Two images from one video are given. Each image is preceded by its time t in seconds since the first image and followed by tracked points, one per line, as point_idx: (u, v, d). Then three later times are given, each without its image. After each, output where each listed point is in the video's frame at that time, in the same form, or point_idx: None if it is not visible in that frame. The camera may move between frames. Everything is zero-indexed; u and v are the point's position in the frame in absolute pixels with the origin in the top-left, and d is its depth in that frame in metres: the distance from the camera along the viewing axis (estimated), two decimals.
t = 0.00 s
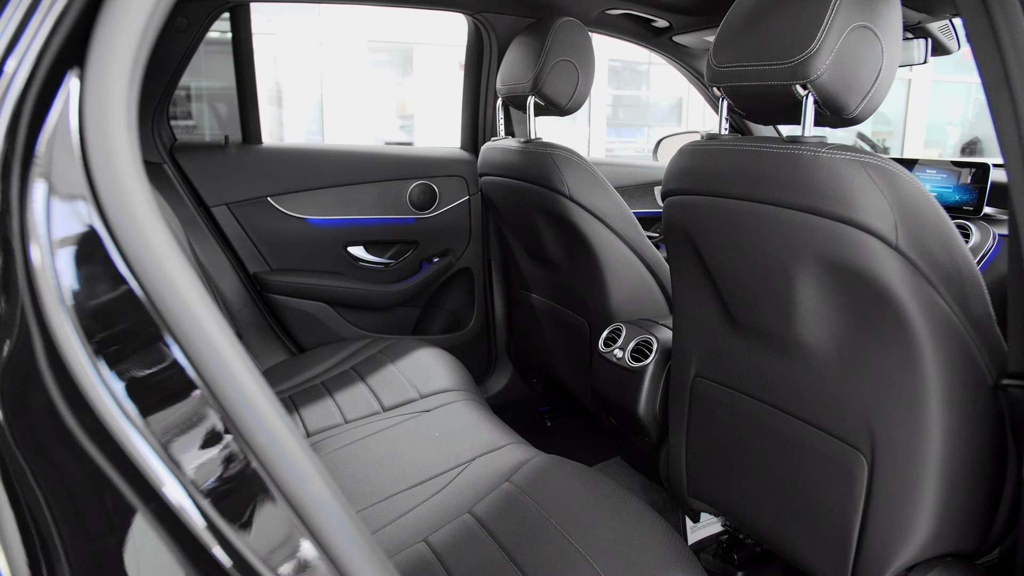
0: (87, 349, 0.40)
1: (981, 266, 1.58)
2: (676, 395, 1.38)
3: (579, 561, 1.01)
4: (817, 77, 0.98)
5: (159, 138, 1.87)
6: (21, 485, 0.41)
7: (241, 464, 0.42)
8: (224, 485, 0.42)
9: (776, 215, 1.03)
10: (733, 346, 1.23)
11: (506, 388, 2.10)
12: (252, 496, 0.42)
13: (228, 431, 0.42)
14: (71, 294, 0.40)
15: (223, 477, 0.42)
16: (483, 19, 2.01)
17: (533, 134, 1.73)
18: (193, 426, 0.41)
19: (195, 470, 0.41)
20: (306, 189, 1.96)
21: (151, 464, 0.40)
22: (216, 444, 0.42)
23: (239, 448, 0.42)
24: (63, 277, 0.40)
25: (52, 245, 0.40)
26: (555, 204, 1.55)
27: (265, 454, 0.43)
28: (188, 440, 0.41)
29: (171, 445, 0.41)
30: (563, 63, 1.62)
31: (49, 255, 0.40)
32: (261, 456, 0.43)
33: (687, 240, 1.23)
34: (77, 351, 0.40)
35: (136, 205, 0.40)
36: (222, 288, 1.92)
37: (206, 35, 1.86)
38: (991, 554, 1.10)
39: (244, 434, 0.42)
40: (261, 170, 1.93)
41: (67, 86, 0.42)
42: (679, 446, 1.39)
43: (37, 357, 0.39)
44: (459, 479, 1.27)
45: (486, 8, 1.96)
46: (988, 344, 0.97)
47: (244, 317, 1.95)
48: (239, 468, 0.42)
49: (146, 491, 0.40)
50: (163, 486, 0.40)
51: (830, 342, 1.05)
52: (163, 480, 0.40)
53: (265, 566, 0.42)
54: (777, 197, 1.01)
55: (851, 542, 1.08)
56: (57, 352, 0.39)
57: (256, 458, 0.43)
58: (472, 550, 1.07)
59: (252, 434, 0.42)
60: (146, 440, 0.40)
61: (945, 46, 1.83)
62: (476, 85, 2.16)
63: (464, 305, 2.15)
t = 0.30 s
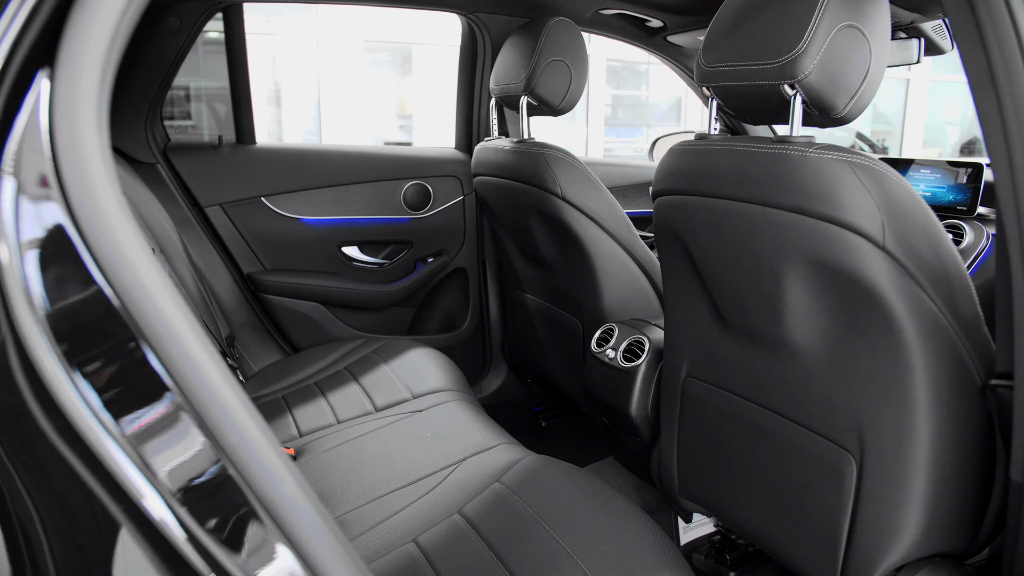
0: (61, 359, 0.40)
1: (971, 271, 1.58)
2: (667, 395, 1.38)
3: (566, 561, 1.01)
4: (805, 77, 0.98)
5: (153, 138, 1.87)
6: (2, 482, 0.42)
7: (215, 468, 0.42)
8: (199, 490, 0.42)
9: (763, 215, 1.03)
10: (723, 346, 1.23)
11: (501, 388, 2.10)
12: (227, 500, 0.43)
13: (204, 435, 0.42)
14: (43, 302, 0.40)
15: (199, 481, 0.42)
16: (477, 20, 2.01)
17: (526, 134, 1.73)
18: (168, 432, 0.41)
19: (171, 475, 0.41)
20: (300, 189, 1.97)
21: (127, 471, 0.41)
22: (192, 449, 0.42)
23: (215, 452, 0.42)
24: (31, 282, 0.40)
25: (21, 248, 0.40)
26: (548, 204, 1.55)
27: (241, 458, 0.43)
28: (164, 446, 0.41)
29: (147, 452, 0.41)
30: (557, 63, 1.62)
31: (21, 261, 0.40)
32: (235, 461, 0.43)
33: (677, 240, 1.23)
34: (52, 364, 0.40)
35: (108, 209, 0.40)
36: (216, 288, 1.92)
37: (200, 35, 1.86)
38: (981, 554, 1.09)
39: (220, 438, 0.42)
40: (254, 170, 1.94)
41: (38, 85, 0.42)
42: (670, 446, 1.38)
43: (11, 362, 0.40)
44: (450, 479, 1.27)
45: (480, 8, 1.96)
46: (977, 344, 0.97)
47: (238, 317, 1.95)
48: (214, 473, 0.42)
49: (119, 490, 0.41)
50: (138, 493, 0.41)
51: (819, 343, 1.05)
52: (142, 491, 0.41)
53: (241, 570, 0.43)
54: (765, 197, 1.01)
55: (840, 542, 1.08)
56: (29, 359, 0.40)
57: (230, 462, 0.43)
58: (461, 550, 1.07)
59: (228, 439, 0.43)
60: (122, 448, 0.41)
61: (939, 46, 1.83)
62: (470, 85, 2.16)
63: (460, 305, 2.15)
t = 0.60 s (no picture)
0: (30, 372, 0.41)
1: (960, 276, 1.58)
2: (658, 395, 1.38)
3: (552, 561, 1.01)
4: (791, 76, 0.98)
5: (145, 138, 1.87)
6: None
7: (186, 470, 0.42)
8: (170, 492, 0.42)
9: (750, 216, 1.03)
10: (713, 346, 1.22)
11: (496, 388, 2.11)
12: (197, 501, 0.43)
13: (174, 437, 0.42)
14: (12, 313, 0.40)
15: (169, 484, 0.42)
16: (470, 20, 2.02)
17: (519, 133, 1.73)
18: (138, 435, 0.41)
19: (142, 479, 0.42)
20: (293, 190, 1.97)
21: (100, 478, 0.41)
22: (163, 452, 0.42)
23: (185, 453, 0.42)
24: None
25: None
26: (539, 204, 1.55)
27: (211, 458, 0.43)
28: (135, 449, 0.41)
29: (118, 457, 0.41)
30: (549, 63, 1.62)
31: None
32: (205, 461, 0.43)
33: (666, 240, 1.23)
34: (27, 384, 0.40)
35: (76, 211, 0.40)
36: (209, 289, 1.92)
37: (191, 36, 1.86)
38: (970, 555, 1.09)
39: (190, 440, 0.42)
40: (248, 171, 1.94)
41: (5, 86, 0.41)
42: (661, 446, 1.38)
43: None
44: (439, 479, 1.27)
45: (473, 8, 1.96)
46: (964, 344, 0.97)
47: (231, 318, 1.95)
48: (185, 474, 0.42)
49: (86, 490, 0.41)
50: (113, 502, 0.41)
51: (806, 343, 1.05)
52: (123, 509, 0.41)
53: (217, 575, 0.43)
54: (752, 197, 1.01)
55: (828, 543, 1.08)
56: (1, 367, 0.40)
57: (200, 463, 0.43)
58: (449, 550, 1.07)
59: (197, 440, 0.43)
60: (95, 456, 0.41)
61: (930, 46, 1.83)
62: (464, 85, 2.16)
63: (454, 305, 2.14)
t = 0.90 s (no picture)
0: None
1: (947, 282, 1.58)
2: (647, 396, 1.37)
3: (537, 562, 1.01)
4: (775, 76, 0.98)
5: (137, 139, 1.87)
6: None
7: (151, 471, 0.43)
8: (135, 496, 0.42)
9: (735, 216, 1.03)
10: (700, 347, 1.22)
11: (489, 388, 2.11)
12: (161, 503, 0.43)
13: (139, 440, 0.42)
14: None
15: (135, 487, 0.42)
16: (461, 20, 2.02)
17: (510, 134, 1.73)
18: (103, 440, 0.41)
19: (108, 484, 0.42)
20: (285, 191, 1.98)
21: (67, 486, 0.41)
22: (128, 457, 0.42)
23: (149, 455, 0.43)
24: None
25: None
26: (529, 205, 1.55)
27: (176, 459, 0.43)
28: (100, 454, 0.41)
29: (85, 463, 0.41)
30: (539, 64, 1.62)
31: None
32: (170, 463, 0.43)
33: (653, 241, 1.23)
34: None
35: (39, 214, 0.40)
36: (201, 289, 1.93)
37: (183, 35, 1.86)
38: (956, 555, 1.09)
39: (154, 441, 0.43)
40: (239, 172, 1.94)
41: None
42: (650, 447, 1.38)
43: None
44: (427, 480, 1.27)
45: (463, 9, 1.97)
46: (948, 344, 0.97)
47: (223, 318, 1.95)
48: (150, 477, 0.43)
49: (49, 494, 0.41)
50: (90, 520, 0.41)
51: (792, 343, 1.05)
52: (100, 527, 0.42)
53: None
54: (737, 197, 1.01)
55: (814, 543, 1.07)
56: None
57: (165, 465, 0.43)
58: (434, 550, 1.07)
59: (162, 441, 0.43)
60: (62, 464, 0.41)
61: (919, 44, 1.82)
62: (455, 85, 2.16)
63: (447, 305, 2.14)
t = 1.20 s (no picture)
0: None
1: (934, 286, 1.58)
2: (635, 396, 1.37)
3: (521, 562, 1.01)
4: (758, 76, 0.98)
5: (128, 140, 1.87)
6: None
7: (116, 474, 0.44)
8: (101, 499, 0.43)
9: (719, 216, 1.02)
10: (687, 347, 1.22)
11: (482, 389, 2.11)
12: (127, 503, 0.44)
13: (103, 443, 0.44)
14: None
15: (100, 490, 0.43)
16: (453, 20, 2.03)
17: (500, 134, 1.73)
18: (67, 444, 0.43)
19: (73, 489, 0.43)
20: (277, 191, 1.98)
21: (33, 492, 0.42)
22: (92, 461, 0.43)
23: (113, 457, 0.44)
24: None
25: None
26: (519, 205, 1.55)
27: (138, 459, 0.45)
28: (65, 459, 0.43)
29: (50, 468, 0.42)
30: (529, 64, 1.62)
31: None
32: (133, 463, 0.45)
33: (640, 241, 1.23)
34: None
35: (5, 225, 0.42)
36: (193, 290, 1.93)
37: (174, 35, 1.86)
38: (942, 555, 1.08)
39: (117, 443, 0.44)
40: (231, 172, 1.95)
41: None
42: (638, 447, 1.38)
43: None
44: (414, 480, 1.27)
45: (454, 9, 1.98)
46: (932, 344, 0.96)
47: (214, 319, 1.95)
48: (115, 479, 0.44)
49: (13, 498, 0.42)
50: (54, 524, 0.43)
51: (776, 343, 1.05)
52: (64, 530, 0.43)
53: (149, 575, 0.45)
54: (720, 197, 1.01)
55: (799, 543, 1.07)
56: None
57: (129, 466, 0.45)
58: (419, 550, 1.07)
59: (125, 442, 0.45)
60: (26, 471, 0.42)
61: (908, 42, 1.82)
62: (448, 85, 2.16)
63: (440, 306, 2.15)
